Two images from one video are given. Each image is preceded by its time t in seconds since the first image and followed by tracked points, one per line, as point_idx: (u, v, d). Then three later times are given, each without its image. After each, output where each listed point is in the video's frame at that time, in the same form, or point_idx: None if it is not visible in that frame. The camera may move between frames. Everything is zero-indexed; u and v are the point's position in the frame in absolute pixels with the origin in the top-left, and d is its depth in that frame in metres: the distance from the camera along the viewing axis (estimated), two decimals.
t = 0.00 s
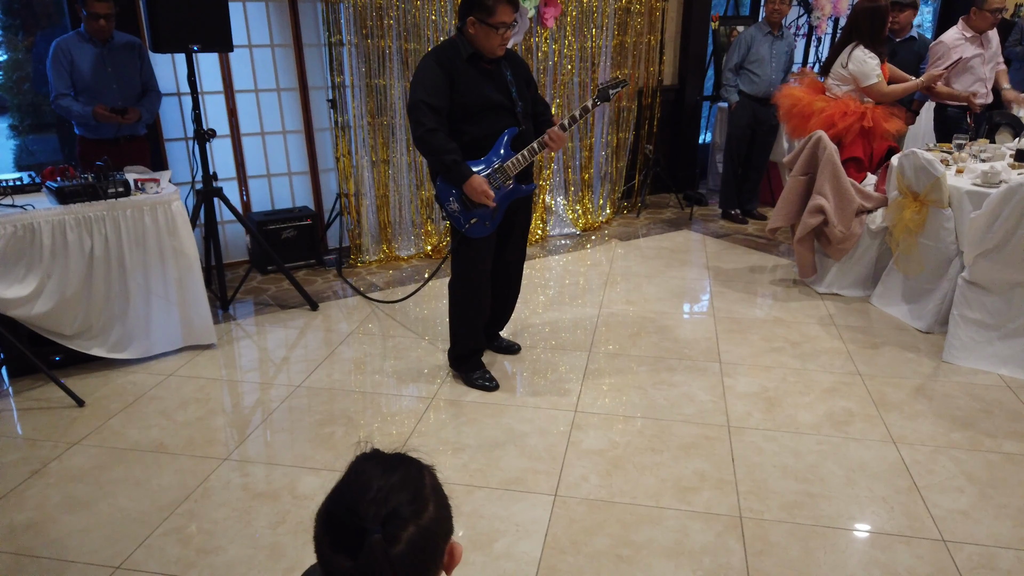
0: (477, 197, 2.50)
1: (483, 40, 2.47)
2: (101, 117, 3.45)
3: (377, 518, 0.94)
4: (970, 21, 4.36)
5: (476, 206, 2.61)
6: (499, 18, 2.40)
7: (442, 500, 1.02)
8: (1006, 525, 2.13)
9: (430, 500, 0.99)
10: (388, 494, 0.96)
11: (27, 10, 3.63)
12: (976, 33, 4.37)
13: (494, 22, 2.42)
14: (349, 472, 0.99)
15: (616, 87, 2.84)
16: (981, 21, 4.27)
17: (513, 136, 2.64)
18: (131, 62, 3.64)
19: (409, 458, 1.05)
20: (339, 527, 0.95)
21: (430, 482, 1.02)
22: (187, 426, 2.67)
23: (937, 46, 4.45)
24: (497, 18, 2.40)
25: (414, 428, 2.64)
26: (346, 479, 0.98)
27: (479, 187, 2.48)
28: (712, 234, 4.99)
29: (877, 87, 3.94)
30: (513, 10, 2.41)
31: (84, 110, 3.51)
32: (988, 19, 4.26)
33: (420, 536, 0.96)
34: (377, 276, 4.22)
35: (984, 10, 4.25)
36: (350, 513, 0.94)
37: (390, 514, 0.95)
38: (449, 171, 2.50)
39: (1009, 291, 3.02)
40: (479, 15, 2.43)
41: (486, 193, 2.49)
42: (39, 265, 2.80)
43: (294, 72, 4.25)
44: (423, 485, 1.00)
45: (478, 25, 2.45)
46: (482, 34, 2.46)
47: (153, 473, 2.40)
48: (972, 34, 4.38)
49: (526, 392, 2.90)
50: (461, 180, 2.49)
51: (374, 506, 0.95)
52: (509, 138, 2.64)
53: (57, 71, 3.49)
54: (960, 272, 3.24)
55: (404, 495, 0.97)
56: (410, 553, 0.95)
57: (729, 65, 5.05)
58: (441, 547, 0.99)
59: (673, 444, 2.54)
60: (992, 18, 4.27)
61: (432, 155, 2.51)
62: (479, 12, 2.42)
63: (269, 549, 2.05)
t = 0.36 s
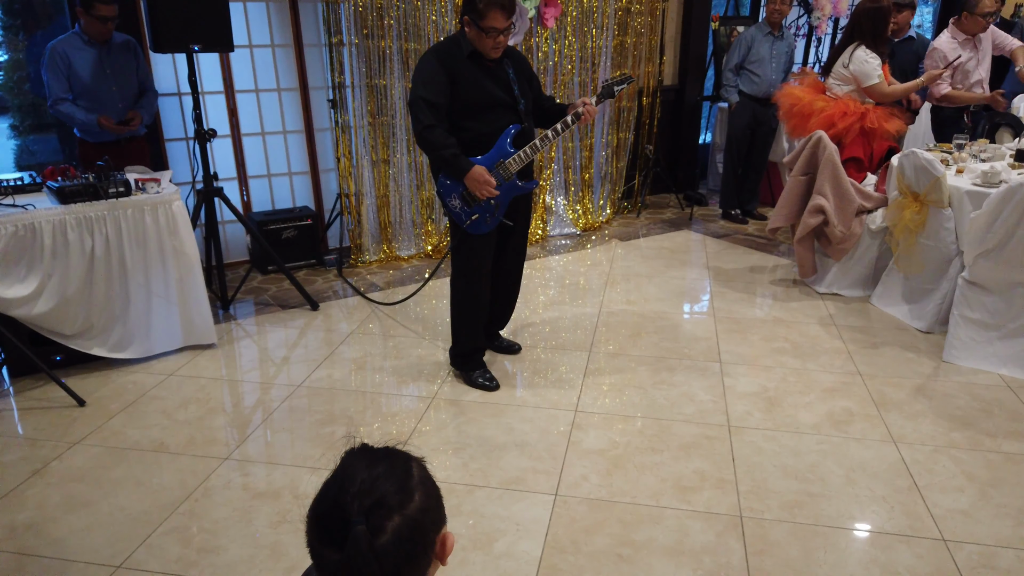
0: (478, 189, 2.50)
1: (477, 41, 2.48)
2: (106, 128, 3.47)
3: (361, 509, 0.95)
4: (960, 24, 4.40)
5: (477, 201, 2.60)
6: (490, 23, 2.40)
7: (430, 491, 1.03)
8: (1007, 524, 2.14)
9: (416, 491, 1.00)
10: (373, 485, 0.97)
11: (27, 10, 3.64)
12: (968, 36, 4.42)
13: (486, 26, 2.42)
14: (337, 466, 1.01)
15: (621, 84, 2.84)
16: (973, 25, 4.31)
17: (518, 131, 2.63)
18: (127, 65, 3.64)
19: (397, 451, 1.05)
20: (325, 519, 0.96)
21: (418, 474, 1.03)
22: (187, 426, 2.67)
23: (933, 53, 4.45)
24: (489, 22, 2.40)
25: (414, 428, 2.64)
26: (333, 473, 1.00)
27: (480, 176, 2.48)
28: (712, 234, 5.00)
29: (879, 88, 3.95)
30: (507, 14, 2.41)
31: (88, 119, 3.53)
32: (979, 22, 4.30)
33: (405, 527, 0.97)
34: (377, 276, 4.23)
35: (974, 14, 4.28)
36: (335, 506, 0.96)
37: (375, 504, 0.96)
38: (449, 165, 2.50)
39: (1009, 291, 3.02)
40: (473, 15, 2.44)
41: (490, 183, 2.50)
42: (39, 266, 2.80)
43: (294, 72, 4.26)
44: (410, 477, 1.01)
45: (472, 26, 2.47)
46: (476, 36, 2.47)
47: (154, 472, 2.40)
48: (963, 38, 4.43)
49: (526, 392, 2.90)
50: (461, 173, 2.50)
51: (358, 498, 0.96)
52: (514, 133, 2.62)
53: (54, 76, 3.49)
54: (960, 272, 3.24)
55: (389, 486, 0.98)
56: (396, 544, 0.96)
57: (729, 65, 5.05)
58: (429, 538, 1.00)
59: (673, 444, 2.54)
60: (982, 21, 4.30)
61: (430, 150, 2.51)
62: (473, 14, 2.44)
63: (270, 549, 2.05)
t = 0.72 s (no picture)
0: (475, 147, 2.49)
1: (478, 39, 2.47)
2: (122, 124, 3.49)
3: (364, 507, 0.95)
4: (958, 26, 4.37)
5: (486, 192, 2.63)
6: (490, 25, 2.40)
7: (434, 491, 1.03)
8: (1007, 525, 2.13)
9: (420, 489, 1.00)
10: (377, 483, 0.97)
11: (27, 9, 3.63)
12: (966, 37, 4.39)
13: (487, 26, 2.41)
14: (342, 465, 1.01)
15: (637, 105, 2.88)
16: (969, 27, 4.28)
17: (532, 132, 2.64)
18: (142, 62, 3.64)
19: (403, 451, 1.05)
20: (328, 517, 0.96)
21: (422, 473, 1.03)
22: (186, 426, 2.67)
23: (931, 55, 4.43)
24: (490, 23, 2.39)
25: (414, 428, 2.64)
26: (338, 472, 1.00)
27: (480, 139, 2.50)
28: (712, 234, 4.99)
29: (875, 91, 3.98)
30: (508, 15, 2.40)
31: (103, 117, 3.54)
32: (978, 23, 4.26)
33: (409, 525, 0.97)
34: (377, 276, 4.22)
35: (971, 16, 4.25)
36: (338, 503, 0.96)
37: (379, 502, 0.96)
38: (442, 139, 2.53)
39: (1010, 291, 3.01)
40: (473, 11, 2.42)
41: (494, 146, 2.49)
42: (38, 265, 2.80)
43: (294, 72, 4.25)
44: (414, 477, 1.00)
45: (473, 23, 2.46)
46: (477, 33, 2.46)
47: (153, 473, 2.40)
48: (961, 39, 4.40)
49: (526, 392, 2.90)
50: (457, 144, 2.52)
51: (362, 495, 0.96)
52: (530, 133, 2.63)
53: (72, 74, 3.49)
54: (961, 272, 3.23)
55: (392, 484, 0.98)
56: (399, 542, 0.95)
57: (729, 65, 5.05)
58: (432, 537, 1.00)
59: (673, 444, 2.53)
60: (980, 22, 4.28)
61: (432, 136, 2.53)
62: (473, 9, 2.42)
63: (269, 549, 2.04)
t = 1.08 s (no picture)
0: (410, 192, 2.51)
1: (485, 36, 2.43)
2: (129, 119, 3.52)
3: (359, 505, 0.95)
4: (962, 24, 4.40)
5: (483, 198, 2.62)
6: (497, 21, 2.36)
7: (431, 491, 1.02)
8: (1008, 526, 2.12)
9: (416, 490, 0.99)
10: (372, 482, 0.97)
11: (26, 9, 3.62)
12: (970, 35, 4.41)
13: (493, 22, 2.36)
14: (338, 465, 1.00)
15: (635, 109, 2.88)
16: (974, 24, 4.31)
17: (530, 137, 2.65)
18: (149, 61, 3.64)
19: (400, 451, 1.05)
20: (322, 515, 0.95)
21: (419, 474, 1.02)
22: (186, 427, 2.66)
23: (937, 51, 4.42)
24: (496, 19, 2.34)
25: (414, 428, 2.63)
26: (335, 471, 0.99)
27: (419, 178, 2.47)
28: (712, 234, 4.98)
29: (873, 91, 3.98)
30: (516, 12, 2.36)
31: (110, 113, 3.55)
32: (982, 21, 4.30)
33: (404, 525, 0.96)
34: (377, 276, 4.22)
35: (975, 13, 4.29)
36: (333, 501, 0.95)
37: (374, 501, 0.95)
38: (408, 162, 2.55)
39: (1012, 291, 3.00)
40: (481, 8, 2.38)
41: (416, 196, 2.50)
42: (37, 266, 2.79)
43: (294, 72, 4.25)
44: (411, 477, 1.00)
45: (480, 20, 2.42)
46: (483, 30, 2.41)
47: (152, 473, 2.39)
48: (966, 37, 4.41)
49: (526, 392, 2.89)
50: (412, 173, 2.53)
51: (356, 493, 0.95)
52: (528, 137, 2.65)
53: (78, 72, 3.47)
54: (962, 272, 3.23)
55: (388, 484, 0.97)
56: (394, 542, 0.94)
57: (729, 65, 5.04)
58: (428, 538, 0.99)
59: (674, 445, 2.53)
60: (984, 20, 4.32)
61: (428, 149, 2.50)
62: (481, 7, 2.39)
63: (268, 551, 2.04)
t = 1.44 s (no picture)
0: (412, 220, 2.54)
1: (488, 39, 2.37)
2: (124, 120, 3.51)
3: (353, 510, 0.95)
4: (968, 21, 4.40)
5: (494, 214, 2.57)
6: (503, 23, 2.30)
7: (427, 498, 1.01)
8: (1009, 529, 2.12)
9: (411, 496, 0.99)
10: (367, 488, 0.97)
11: (25, 9, 3.61)
12: (975, 33, 4.41)
13: (497, 24, 2.31)
14: (334, 471, 1.00)
15: (640, 101, 2.88)
16: (981, 21, 4.31)
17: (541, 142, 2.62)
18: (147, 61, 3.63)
19: (395, 458, 1.04)
20: (316, 522, 0.95)
21: (414, 481, 1.02)
22: (186, 429, 2.66)
23: (941, 45, 4.41)
24: (501, 21, 2.29)
25: (414, 431, 2.63)
26: (331, 478, 0.99)
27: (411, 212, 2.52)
28: (713, 235, 4.98)
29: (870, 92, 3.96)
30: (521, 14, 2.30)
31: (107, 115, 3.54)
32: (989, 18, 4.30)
33: (398, 531, 0.95)
34: (376, 277, 4.21)
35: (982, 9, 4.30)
36: (328, 506, 0.95)
37: (368, 506, 0.95)
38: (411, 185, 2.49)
39: (1012, 293, 3.00)
40: (485, 11, 2.32)
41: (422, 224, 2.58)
42: (37, 267, 2.79)
43: (293, 73, 4.24)
44: (406, 483, 1.00)
45: (483, 23, 2.36)
46: (487, 34, 2.36)
47: (152, 476, 2.39)
48: (972, 34, 4.41)
49: (526, 394, 2.89)
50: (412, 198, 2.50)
51: (350, 499, 0.95)
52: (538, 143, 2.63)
53: (75, 74, 3.47)
54: (962, 274, 3.22)
55: (383, 490, 0.97)
56: (388, 548, 0.94)
57: (729, 66, 5.04)
58: (423, 544, 0.98)
59: (674, 447, 2.52)
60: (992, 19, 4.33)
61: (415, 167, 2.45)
62: (485, 9, 2.32)
63: (268, 554, 2.03)
